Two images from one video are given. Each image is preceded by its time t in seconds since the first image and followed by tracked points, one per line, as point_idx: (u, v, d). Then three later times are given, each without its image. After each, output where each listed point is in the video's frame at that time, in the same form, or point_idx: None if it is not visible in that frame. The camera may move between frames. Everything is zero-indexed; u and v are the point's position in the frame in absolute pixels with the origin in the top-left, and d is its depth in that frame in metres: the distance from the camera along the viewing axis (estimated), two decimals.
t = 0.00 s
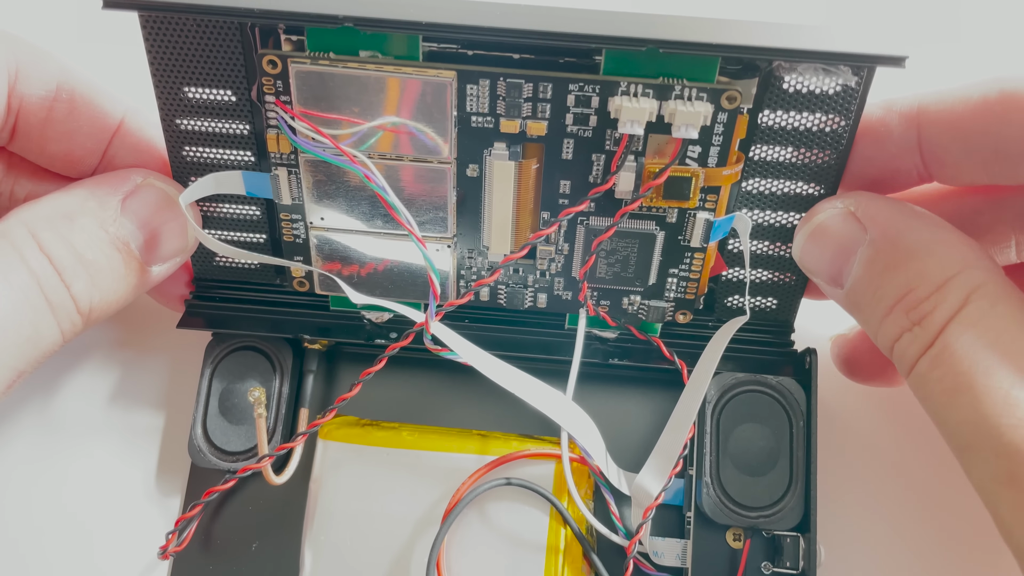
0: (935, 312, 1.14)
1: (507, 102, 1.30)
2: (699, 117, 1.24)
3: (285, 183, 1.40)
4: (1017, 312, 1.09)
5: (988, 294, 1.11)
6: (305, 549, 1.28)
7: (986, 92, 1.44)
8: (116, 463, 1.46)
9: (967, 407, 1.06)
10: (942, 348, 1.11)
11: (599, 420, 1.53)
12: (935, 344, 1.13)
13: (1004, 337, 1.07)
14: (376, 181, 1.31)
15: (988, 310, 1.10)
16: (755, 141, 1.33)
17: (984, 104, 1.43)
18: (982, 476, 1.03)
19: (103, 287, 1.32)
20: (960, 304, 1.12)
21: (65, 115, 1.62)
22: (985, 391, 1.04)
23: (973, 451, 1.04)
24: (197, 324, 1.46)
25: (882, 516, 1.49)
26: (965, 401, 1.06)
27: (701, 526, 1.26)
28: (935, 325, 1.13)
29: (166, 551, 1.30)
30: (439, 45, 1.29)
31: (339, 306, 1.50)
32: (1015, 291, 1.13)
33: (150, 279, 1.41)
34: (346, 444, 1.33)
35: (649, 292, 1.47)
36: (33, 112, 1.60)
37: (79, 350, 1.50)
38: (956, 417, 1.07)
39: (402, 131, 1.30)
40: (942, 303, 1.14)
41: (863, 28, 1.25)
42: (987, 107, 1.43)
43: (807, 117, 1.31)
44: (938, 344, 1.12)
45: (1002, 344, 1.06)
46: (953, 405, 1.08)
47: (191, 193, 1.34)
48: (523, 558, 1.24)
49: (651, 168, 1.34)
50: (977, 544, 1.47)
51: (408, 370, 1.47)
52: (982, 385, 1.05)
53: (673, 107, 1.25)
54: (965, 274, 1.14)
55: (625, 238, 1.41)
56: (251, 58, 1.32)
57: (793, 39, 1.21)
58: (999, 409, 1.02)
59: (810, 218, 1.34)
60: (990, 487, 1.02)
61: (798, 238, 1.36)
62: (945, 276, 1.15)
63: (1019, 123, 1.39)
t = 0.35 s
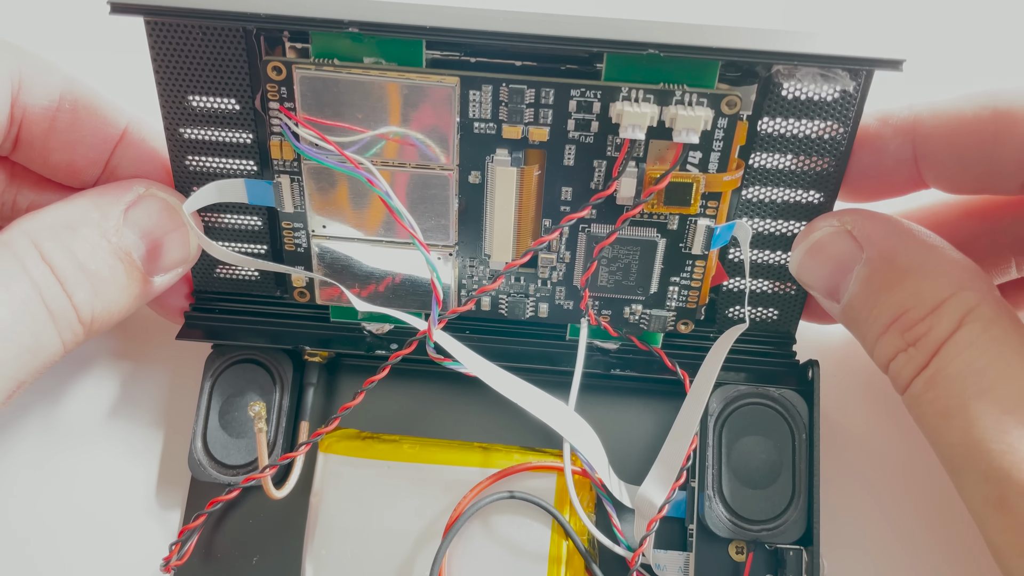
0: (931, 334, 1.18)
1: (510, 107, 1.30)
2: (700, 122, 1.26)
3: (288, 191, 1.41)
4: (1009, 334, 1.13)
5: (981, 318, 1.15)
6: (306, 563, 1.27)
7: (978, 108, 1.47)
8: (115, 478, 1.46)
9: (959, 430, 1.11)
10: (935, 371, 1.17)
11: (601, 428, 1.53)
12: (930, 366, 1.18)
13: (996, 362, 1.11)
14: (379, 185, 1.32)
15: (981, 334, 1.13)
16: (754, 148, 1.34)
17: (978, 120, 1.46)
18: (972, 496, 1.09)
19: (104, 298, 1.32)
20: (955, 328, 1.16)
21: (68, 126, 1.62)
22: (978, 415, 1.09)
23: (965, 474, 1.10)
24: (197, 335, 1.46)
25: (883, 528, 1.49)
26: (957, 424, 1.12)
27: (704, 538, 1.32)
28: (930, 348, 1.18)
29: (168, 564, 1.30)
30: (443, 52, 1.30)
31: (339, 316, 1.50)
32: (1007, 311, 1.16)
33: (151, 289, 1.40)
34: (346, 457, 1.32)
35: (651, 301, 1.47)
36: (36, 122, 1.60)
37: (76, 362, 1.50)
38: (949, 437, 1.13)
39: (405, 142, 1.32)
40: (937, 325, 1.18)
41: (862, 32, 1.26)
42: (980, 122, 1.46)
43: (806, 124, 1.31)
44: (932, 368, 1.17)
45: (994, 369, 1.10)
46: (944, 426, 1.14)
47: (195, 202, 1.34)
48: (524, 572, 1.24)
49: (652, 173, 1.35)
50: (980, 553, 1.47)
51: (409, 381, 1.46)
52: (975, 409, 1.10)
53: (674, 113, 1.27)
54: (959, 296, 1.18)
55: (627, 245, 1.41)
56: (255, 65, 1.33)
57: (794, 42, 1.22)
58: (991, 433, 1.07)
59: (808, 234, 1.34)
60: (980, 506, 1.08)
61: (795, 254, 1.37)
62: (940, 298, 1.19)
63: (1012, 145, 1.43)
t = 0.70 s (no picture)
0: (918, 353, 1.19)
1: (511, 102, 1.32)
2: (699, 115, 1.27)
3: (290, 189, 1.42)
4: (997, 357, 1.13)
5: (969, 338, 1.15)
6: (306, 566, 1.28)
7: (973, 126, 1.50)
8: (115, 481, 1.46)
9: (945, 450, 1.13)
10: (921, 391, 1.18)
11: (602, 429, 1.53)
12: (917, 386, 1.19)
13: (982, 385, 1.11)
14: (382, 177, 1.32)
15: (968, 357, 1.14)
16: (751, 145, 1.36)
17: (971, 137, 1.49)
18: (960, 515, 1.12)
19: (108, 299, 1.32)
20: (942, 350, 1.17)
21: (70, 127, 1.61)
22: (963, 437, 1.11)
23: (953, 493, 1.12)
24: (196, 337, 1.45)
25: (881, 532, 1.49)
26: (944, 445, 1.14)
27: (704, 541, 1.34)
28: (918, 369, 1.19)
29: (168, 566, 1.31)
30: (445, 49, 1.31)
31: (339, 318, 1.50)
32: (995, 332, 1.16)
33: (155, 290, 1.40)
34: (346, 460, 1.32)
35: (651, 300, 1.47)
36: (39, 123, 1.58)
37: (76, 363, 1.50)
38: (936, 457, 1.15)
39: (409, 143, 1.33)
40: (926, 344, 1.18)
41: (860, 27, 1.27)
42: (974, 140, 1.49)
43: (802, 121, 1.34)
44: (920, 388, 1.18)
45: (978, 392, 1.11)
46: (932, 446, 1.16)
47: (198, 199, 1.34)
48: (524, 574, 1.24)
49: (651, 168, 1.36)
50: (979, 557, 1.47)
51: (408, 383, 1.46)
52: (960, 431, 1.11)
53: (674, 107, 1.28)
54: (948, 316, 1.18)
55: (627, 242, 1.41)
56: (262, 66, 1.33)
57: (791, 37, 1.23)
58: (975, 456, 1.09)
59: (804, 248, 1.34)
60: (966, 524, 1.11)
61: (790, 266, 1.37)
62: (928, 319, 1.19)
63: (1001, 165, 1.45)
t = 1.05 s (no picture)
0: (910, 366, 1.19)
1: (514, 102, 1.32)
2: (699, 114, 1.27)
3: (295, 189, 1.41)
4: (987, 372, 1.13)
5: (960, 352, 1.16)
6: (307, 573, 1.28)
7: (968, 137, 1.48)
8: (116, 490, 1.47)
9: (938, 464, 1.13)
10: (913, 405, 1.18)
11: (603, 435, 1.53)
12: (909, 400, 1.19)
13: (972, 399, 1.11)
14: (386, 173, 1.31)
15: (959, 370, 1.14)
16: (749, 147, 1.36)
17: (966, 149, 1.48)
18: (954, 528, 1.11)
19: (112, 302, 1.31)
20: (933, 363, 1.17)
21: (75, 133, 1.61)
22: (956, 451, 1.11)
23: (946, 506, 1.12)
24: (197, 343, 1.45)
25: (881, 539, 1.49)
26: (936, 459, 1.14)
27: (705, 548, 1.34)
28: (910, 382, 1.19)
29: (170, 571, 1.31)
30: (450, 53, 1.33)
31: (339, 323, 1.49)
32: (986, 347, 1.17)
33: (159, 293, 1.40)
34: (347, 468, 1.32)
35: (651, 303, 1.46)
36: (45, 128, 1.57)
37: (75, 370, 1.50)
38: (930, 470, 1.15)
39: (412, 148, 1.34)
40: (917, 357, 1.19)
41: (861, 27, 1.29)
42: (968, 151, 1.47)
43: (798, 124, 1.34)
44: (912, 402, 1.18)
45: (968, 407, 1.11)
46: (925, 459, 1.16)
47: (203, 201, 1.34)
48: None
49: (652, 168, 1.35)
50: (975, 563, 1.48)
51: (408, 390, 1.46)
52: (953, 445, 1.11)
53: (674, 105, 1.28)
54: (939, 330, 1.19)
55: (629, 242, 1.40)
56: (269, 64, 1.35)
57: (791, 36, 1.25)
58: (968, 470, 1.09)
59: (797, 262, 1.35)
60: (960, 538, 1.10)
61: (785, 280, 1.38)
62: (918, 332, 1.20)
63: (994, 177, 1.43)
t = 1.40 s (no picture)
0: (901, 368, 1.19)
1: (516, 100, 1.32)
2: (698, 111, 1.26)
3: (297, 188, 1.41)
4: (979, 373, 1.13)
5: (951, 354, 1.16)
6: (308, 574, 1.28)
7: (962, 137, 1.48)
8: (116, 490, 1.47)
9: (933, 466, 1.13)
10: (906, 406, 1.18)
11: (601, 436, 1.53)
12: (902, 401, 1.19)
13: (965, 400, 1.11)
14: (388, 168, 1.31)
15: (951, 372, 1.14)
16: (748, 146, 1.36)
17: (959, 148, 1.47)
18: (951, 530, 1.12)
19: (113, 302, 1.31)
20: (925, 364, 1.17)
21: (78, 132, 1.60)
22: (950, 453, 1.10)
23: (942, 508, 1.12)
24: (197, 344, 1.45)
25: (881, 540, 1.49)
26: (930, 461, 1.13)
27: (704, 550, 1.34)
28: (903, 384, 1.19)
29: (171, 570, 1.32)
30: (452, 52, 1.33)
31: (339, 323, 1.50)
32: (978, 350, 1.17)
33: (160, 293, 1.40)
34: (348, 469, 1.32)
35: (651, 302, 1.46)
36: (46, 129, 1.57)
37: (76, 370, 1.50)
38: (925, 473, 1.15)
39: (413, 149, 1.34)
40: (908, 358, 1.19)
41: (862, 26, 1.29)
42: (961, 150, 1.47)
43: (795, 123, 1.34)
44: (905, 403, 1.18)
45: (961, 408, 1.11)
46: (920, 461, 1.16)
47: (208, 198, 1.33)
48: None
49: (652, 165, 1.35)
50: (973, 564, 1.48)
51: (409, 391, 1.46)
52: (946, 446, 1.11)
53: (673, 103, 1.28)
54: (930, 332, 1.19)
55: (628, 241, 1.40)
56: (270, 64, 1.34)
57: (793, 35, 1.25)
58: (962, 471, 1.08)
59: (792, 265, 1.36)
60: (958, 540, 1.11)
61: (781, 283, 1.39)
62: (910, 333, 1.20)
63: (988, 176, 1.42)
